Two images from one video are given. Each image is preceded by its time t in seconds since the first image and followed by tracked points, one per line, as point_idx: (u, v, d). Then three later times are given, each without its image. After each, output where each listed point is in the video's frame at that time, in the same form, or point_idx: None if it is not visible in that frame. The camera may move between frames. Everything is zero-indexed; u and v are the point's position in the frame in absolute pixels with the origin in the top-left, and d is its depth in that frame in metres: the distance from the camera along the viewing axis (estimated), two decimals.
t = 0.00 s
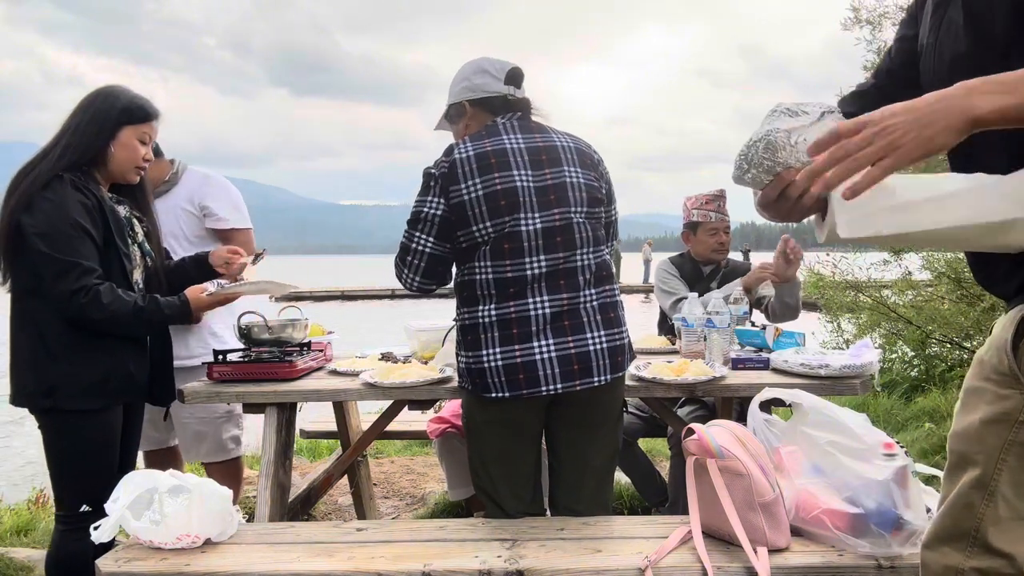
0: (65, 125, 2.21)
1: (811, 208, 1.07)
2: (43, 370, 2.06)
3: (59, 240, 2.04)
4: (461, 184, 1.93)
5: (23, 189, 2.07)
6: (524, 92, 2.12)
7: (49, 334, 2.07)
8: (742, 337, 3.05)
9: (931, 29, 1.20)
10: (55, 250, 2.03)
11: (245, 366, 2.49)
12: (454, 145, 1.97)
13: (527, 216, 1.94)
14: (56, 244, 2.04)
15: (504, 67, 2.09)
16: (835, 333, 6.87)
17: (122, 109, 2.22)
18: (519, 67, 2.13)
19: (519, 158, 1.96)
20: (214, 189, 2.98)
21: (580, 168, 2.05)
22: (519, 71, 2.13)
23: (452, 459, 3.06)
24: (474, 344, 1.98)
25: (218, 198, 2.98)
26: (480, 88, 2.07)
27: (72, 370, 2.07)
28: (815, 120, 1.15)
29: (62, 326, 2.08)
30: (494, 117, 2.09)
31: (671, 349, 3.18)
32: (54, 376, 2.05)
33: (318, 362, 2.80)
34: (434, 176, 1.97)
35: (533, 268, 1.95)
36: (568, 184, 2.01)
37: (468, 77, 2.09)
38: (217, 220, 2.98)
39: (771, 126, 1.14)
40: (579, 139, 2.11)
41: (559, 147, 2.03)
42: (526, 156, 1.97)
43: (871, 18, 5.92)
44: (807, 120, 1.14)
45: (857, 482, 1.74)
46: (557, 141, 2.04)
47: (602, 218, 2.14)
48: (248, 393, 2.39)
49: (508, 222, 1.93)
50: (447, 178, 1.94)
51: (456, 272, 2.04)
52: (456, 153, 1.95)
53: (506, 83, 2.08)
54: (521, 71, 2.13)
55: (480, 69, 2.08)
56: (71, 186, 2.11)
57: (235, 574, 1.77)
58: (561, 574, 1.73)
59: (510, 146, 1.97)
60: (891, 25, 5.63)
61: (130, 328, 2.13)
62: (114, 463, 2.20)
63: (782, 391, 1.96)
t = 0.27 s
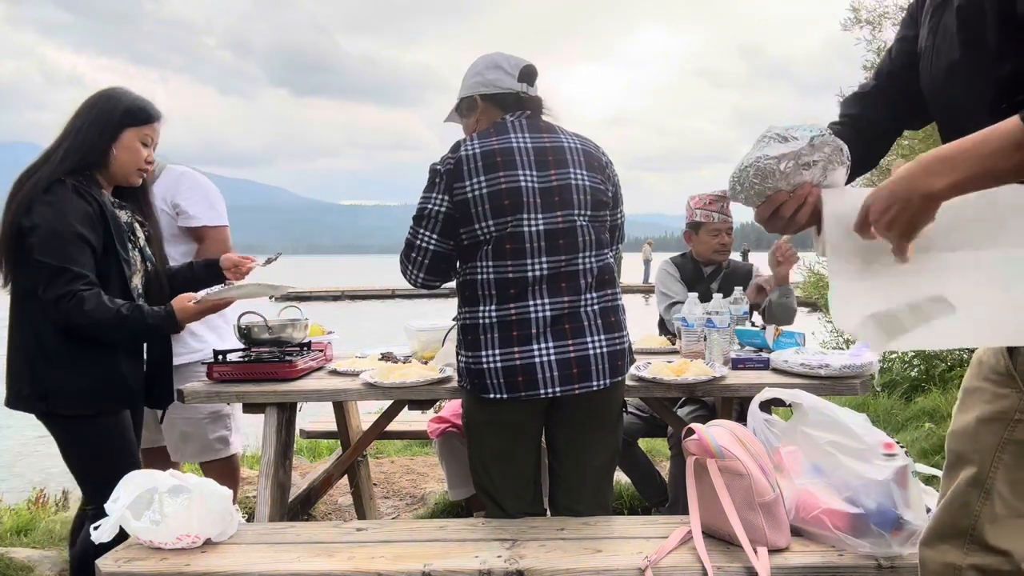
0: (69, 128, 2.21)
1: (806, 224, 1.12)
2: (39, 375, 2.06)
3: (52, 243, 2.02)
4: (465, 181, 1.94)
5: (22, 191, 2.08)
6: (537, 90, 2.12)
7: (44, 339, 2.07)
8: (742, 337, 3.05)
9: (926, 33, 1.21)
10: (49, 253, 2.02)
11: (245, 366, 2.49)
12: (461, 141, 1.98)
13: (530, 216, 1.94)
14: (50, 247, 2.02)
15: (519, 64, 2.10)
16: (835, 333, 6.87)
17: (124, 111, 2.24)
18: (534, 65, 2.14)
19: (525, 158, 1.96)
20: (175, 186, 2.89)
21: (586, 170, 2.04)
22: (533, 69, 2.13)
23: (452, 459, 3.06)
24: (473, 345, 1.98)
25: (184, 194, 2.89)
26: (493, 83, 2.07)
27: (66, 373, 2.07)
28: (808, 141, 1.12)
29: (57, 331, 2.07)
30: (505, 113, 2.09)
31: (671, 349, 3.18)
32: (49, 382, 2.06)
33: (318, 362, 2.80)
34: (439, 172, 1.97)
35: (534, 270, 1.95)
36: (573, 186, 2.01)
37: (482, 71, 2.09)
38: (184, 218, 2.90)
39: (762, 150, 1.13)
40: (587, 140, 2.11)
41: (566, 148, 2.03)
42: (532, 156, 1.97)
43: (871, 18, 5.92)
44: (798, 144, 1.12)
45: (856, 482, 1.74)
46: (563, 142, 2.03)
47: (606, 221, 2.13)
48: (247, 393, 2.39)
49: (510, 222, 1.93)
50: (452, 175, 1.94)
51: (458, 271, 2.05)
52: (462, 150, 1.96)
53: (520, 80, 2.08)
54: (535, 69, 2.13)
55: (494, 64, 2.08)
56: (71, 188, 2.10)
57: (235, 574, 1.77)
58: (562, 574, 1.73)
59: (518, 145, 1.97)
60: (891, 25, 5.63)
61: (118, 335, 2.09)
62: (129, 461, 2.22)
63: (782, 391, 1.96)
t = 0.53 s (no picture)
0: (71, 135, 2.19)
1: (805, 218, 1.17)
2: (45, 387, 2.06)
3: (61, 255, 2.00)
4: (469, 180, 1.93)
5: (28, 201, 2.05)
6: (538, 93, 2.12)
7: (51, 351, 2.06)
8: (742, 337, 3.05)
9: (926, 34, 1.21)
10: (57, 265, 1.99)
11: (245, 366, 2.49)
12: (464, 141, 1.98)
13: (534, 216, 1.94)
14: (58, 259, 2.00)
15: (520, 67, 2.10)
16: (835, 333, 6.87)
17: (126, 115, 2.22)
18: (534, 68, 2.13)
19: (528, 157, 1.96)
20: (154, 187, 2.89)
21: (589, 171, 2.05)
22: (534, 71, 2.13)
23: (452, 459, 3.06)
24: (477, 345, 1.98)
25: (165, 195, 2.89)
26: (495, 85, 2.07)
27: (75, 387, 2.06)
28: (805, 135, 1.17)
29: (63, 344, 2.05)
30: (506, 115, 2.09)
31: (671, 349, 3.18)
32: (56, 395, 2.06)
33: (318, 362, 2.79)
34: (443, 171, 1.96)
35: (538, 270, 1.95)
36: (577, 185, 2.01)
37: (483, 73, 2.08)
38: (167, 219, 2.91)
39: (760, 143, 1.18)
40: (590, 140, 2.10)
41: (569, 147, 2.03)
42: (535, 155, 1.97)
43: (871, 18, 5.91)
44: (796, 137, 1.16)
45: (857, 482, 1.74)
46: (566, 142, 2.03)
47: (610, 221, 2.13)
48: (247, 393, 2.39)
49: (514, 221, 1.93)
50: (456, 174, 1.94)
51: (461, 270, 2.04)
52: (466, 149, 1.95)
53: (521, 83, 2.08)
54: (536, 72, 2.13)
55: (495, 66, 2.08)
56: (80, 199, 2.09)
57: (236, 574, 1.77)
58: (561, 574, 1.73)
59: (521, 145, 1.97)
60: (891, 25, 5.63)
61: (124, 354, 2.06)
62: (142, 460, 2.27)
63: (782, 391, 1.96)
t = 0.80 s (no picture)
0: (78, 152, 2.11)
1: (804, 217, 1.16)
2: (61, 411, 2.04)
3: (79, 282, 1.95)
4: (475, 180, 1.92)
5: (38, 224, 1.97)
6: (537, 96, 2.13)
7: (67, 376, 2.03)
8: (742, 337, 3.05)
9: (932, 32, 1.21)
10: (74, 293, 1.94)
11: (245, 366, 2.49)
12: (468, 140, 1.96)
13: (540, 216, 1.94)
14: (78, 287, 1.94)
15: (520, 70, 2.10)
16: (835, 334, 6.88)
17: (133, 129, 2.18)
18: (534, 70, 2.14)
19: (533, 157, 1.96)
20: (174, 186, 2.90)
21: (592, 170, 2.06)
22: (533, 74, 2.13)
23: (452, 459, 3.06)
24: (483, 345, 1.97)
25: (182, 194, 2.90)
26: (496, 85, 2.07)
27: (93, 411, 2.04)
28: (806, 135, 1.16)
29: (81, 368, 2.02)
30: (508, 115, 2.09)
31: (671, 349, 3.19)
32: (73, 419, 2.04)
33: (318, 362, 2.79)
34: (447, 170, 1.94)
35: (544, 269, 1.95)
36: (581, 185, 2.01)
37: (484, 74, 2.08)
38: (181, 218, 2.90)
39: (761, 141, 1.18)
40: (592, 140, 2.11)
41: (572, 147, 2.03)
42: (539, 155, 1.97)
43: (871, 18, 5.92)
44: (798, 137, 1.15)
45: (857, 482, 1.74)
46: (569, 141, 2.04)
47: (612, 220, 2.14)
48: (247, 394, 2.38)
49: (520, 221, 1.93)
50: (461, 174, 1.92)
51: (464, 271, 2.03)
52: (470, 149, 1.94)
53: (522, 85, 2.09)
54: (535, 74, 2.13)
55: (496, 67, 2.08)
56: (95, 222, 2.04)
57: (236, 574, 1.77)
58: (561, 573, 1.73)
59: (525, 145, 1.97)
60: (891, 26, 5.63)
61: (148, 386, 2.05)
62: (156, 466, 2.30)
63: (782, 391, 1.96)
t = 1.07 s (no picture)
0: (93, 162, 2.05)
1: (802, 221, 1.18)
2: (79, 423, 2.03)
3: (109, 301, 1.94)
4: (473, 183, 1.92)
5: (61, 241, 1.92)
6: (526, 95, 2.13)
7: (88, 389, 2.03)
8: (742, 337, 3.05)
9: (938, 31, 1.20)
10: (104, 312, 1.93)
11: (245, 366, 2.49)
12: (463, 143, 1.96)
13: (540, 214, 1.95)
14: (105, 305, 1.93)
15: (510, 70, 2.11)
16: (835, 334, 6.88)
17: (149, 139, 2.15)
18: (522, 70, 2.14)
19: (530, 157, 1.96)
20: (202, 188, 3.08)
21: (587, 168, 2.07)
22: (522, 73, 2.13)
23: (452, 458, 3.06)
24: (485, 345, 1.97)
25: (210, 200, 3.10)
26: (486, 86, 2.07)
27: (115, 423, 2.05)
28: (806, 142, 1.15)
29: (104, 380, 2.04)
30: (499, 116, 2.09)
31: (671, 349, 3.19)
32: (94, 432, 2.04)
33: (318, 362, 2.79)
34: (444, 175, 1.94)
35: (546, 266, 1.95)
36: (578, 182, 2.03)
37: (474, 74, 2.08)
38: (210, 219, 3.09)
39: (759, 150, 1.16)
40: (584, 138, 2.13)
41: (566, 146, 2.04)
42: (536, 155, 1.98)
43: (871, 18, 5.91)
44: (796, 146, 1.14)
45: (857, 482, 1.74)
46: (563, 140, 2.05)
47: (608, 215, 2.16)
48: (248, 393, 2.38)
49: (521, 221, 1.93)
50: (459, 179, 1.92)
51: (464, 273, 2.03)
52: (466, 152, 1.93)
53: (512, 85, 2.09)
54: (524, 74, 2.14)
55: (485, 67, 2.08)
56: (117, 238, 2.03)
57: (236, 574, 1.77)
58: (561, 573, 1.73)
59: (521, 145, 1.97)
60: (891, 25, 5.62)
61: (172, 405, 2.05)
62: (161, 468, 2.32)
63: (782, 391, 1.96)
